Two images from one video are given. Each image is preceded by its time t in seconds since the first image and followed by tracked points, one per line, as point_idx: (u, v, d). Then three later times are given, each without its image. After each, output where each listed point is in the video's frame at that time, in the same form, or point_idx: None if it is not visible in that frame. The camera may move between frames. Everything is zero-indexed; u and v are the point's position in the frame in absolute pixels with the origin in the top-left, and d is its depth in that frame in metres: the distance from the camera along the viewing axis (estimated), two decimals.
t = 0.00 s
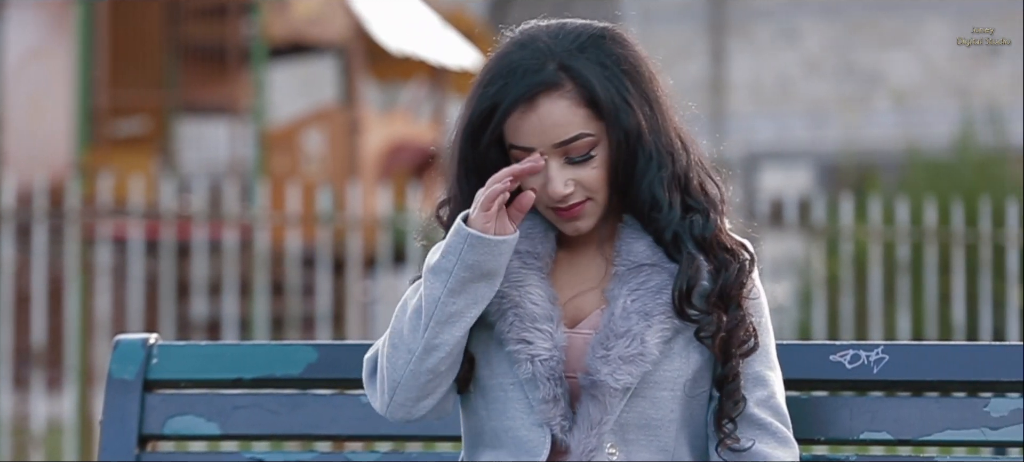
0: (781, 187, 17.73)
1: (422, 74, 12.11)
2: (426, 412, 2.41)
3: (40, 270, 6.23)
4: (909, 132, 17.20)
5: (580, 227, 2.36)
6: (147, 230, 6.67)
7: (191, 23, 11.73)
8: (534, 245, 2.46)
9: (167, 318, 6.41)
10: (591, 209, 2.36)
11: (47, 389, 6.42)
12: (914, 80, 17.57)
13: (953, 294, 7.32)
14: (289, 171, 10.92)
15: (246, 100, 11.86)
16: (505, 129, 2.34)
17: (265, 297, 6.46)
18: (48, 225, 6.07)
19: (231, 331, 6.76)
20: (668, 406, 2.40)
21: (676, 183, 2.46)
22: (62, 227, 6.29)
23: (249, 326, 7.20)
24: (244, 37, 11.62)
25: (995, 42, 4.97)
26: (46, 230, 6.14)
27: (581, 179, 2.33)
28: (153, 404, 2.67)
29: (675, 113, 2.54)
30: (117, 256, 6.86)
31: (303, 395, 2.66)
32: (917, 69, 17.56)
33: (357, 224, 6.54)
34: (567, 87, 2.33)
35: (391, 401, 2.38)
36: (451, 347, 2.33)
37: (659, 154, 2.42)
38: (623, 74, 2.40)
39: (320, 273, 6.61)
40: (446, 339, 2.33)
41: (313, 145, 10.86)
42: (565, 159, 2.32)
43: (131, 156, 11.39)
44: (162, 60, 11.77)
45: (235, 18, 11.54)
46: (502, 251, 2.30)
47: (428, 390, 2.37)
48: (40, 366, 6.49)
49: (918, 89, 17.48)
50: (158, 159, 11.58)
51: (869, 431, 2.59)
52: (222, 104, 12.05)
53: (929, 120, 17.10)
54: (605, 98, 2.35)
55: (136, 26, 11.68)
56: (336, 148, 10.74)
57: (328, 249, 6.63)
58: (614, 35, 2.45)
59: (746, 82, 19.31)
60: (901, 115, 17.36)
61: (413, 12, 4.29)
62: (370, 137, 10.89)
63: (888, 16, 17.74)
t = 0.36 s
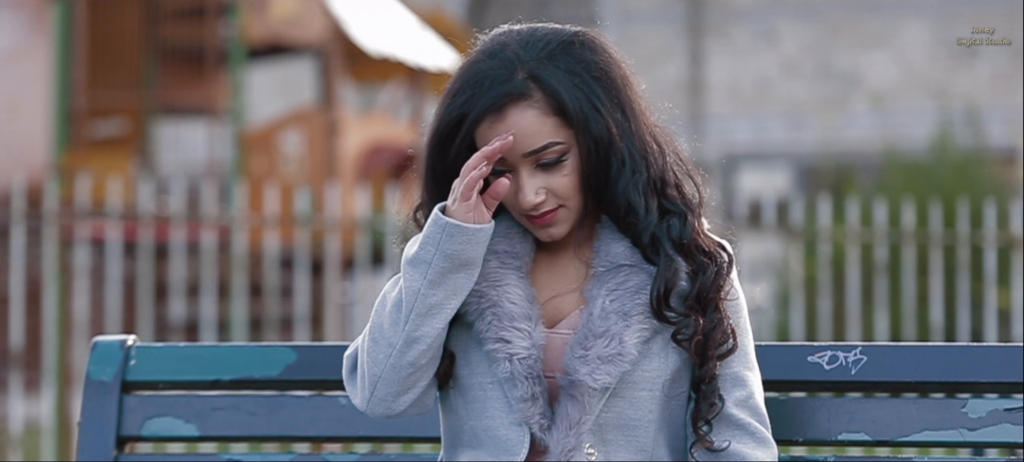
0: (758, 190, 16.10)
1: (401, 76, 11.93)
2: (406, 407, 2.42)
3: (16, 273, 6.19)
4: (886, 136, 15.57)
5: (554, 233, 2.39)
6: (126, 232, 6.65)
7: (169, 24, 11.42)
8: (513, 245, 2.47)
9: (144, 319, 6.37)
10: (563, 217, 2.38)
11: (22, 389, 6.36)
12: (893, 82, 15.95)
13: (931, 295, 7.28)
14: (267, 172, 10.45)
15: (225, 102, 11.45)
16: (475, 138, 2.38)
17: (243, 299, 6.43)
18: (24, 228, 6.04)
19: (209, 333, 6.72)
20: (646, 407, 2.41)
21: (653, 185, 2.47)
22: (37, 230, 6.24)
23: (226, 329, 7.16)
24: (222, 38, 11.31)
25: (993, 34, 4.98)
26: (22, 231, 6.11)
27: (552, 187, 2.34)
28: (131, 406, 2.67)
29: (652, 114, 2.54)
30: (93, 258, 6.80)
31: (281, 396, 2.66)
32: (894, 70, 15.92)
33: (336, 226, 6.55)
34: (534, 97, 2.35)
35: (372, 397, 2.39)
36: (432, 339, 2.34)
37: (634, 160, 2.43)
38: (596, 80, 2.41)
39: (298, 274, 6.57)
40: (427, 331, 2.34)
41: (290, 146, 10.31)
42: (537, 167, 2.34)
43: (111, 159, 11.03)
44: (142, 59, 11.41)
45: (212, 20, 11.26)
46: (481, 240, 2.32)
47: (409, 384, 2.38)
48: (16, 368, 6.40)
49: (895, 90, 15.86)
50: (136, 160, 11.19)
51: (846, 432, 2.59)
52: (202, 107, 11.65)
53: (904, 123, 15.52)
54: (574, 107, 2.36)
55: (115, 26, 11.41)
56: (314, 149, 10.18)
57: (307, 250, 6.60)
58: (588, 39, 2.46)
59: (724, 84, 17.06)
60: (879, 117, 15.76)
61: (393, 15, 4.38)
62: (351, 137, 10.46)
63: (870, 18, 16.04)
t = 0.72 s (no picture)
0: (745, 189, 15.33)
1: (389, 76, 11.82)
2: (395, 407, 2.42)
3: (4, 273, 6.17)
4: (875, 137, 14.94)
5: (541, 238, 2.41)
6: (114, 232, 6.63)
7: (156, 24, 10.92)
8: (500, 246, 2.48)
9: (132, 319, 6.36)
10: (549, 223, 2.40)
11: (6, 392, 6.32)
12: (882, 82, 15.26)
13: (920, 296, 7.38)
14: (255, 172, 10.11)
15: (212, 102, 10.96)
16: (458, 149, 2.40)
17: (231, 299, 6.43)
18: (12, 228, 6.01)
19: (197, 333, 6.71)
20: (635, 406, 2.41)
21: (638, 187, 2.47)
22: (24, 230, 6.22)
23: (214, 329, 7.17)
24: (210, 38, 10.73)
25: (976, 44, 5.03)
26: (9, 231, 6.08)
27: (537, 193, 2.36)
28: (120, 406, 2.67)
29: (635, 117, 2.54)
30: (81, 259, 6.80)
31: (270, 396, 2.66)
32: (882, 71, 15.21)
33: (324, 226, 6.55)
34: (516, 106, 2.35)
35: (361, 396, 2.40)
36: (419, 336, 2.36)
37: (618, 163, 2.44)
38: (577, 87, 2.42)
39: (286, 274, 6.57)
40: (414, 329, 2.36)
41: (278, 145, 10.00)
42: (522, 174, 2.35)
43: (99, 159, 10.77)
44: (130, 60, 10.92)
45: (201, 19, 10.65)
46: (466, 237, 2.35)
47: (397, 383, 2.39)
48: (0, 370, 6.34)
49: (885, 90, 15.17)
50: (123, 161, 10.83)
51: (835, 432, 2.59)
52: (190, 107, 11.09)
53: (894, 122, 14.89)
54: (555, 114, 2.36)
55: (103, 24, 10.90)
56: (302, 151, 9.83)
57: (295, 251, 6.60)
58: (569, 45, 2.46)
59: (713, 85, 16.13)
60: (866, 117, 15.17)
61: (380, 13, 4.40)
62: (339, 139, 10.03)
63: (855, 18, 15.26)
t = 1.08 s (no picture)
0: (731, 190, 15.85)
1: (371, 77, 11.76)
2: (381, 408, 2.44)
3: None
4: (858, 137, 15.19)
5: (527, 241, 2.43)
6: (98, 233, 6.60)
7: (140, 24, 10.85)
8: (482, 249, 2.49)
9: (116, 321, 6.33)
10: (535, 227, 2.42)
11: None
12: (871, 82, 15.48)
13: (905, 298, 7.41)
14: (241, 173, 10.20)
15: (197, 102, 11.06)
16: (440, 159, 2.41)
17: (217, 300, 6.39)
18: None
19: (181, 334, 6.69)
20: (619, 406, 2.42)
21: (622, 188, 2.48)
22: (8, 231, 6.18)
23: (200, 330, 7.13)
24: (194, 39, 10.76)
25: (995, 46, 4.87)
26: None
27: (522, 197, 2.37)
28: (104, 407, 2.67)
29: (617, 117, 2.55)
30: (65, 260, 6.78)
31: (254, 397, 2.65)
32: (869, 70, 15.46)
33: (309, 227, 6.50)
34: (498, 115, 2.37)
35: (345, 398, 2.42)
36: (401, 336, 2.38)
37: (602, 167, 2.45)
38: (559, 93, 2.44)
39: (271, 275, 6.57)
40: (396, 328, 2.38)
41: (266, 147, 10.21)
42: (506, 181, 2.37)
43: (83, 162, 10.76)
44: (113, 58, 10.92)
45: (185, 21, 10.66)
46: (444, 235, 2.38)
47: (382, 384, 2.41)
48: None
49: (874, 89, 15.42)
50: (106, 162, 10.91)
51: (820, 433, 2.60)
52: (174, 108, 11.21)
53: (881, 123, 15.14)
54: (537, 120, 2.38)
55: (86, 24, 10.89)
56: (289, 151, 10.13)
57: (279, 252, 6.58)
58: (549, 49, 2.48)
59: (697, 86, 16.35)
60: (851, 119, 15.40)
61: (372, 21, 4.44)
62: (323, 140, 10.25)
63: (841, 20, 15.58)
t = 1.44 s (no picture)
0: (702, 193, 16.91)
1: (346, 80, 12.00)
2: (353, 411, 2.39)
3: None
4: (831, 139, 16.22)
5: (500, 247, 2.39)
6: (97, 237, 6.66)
7: (114, 28, 11.46)
8: (455, 251, 2.45)
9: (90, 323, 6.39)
10: (507, 231, 2.38)
11: None
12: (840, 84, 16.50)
13: (876, 300, 7.72)
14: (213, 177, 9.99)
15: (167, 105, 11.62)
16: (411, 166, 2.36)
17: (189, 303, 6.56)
18: None
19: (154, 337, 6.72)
20: (592, 408, 2.37)
21: (594, 191, 2.43)
22: None
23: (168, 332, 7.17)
24: (168, 42, 11.59)
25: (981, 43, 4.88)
26: None
27: (494, 204, 2.33)
28: (76, 409, 2.73)
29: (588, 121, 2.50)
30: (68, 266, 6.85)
31: (227, 400, 2.71)
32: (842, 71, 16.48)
33: (282, 229, 6.64)
34: (471, 122, 2.32)
35: (318, 403, 2.36)
36: (371, 335, 2.34)
37: (575, 171, 2.40)
38: (533, 98, 2.38)
39: (244, 277, 6.61)
40: (366, 328, 2.34)
41: (236, 150, 10.03)
42: (478, 186, 2.33)
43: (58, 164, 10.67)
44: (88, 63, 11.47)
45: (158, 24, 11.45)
46: (410, 232, 2.35)
47: (354, 385, 2.36)
48: None
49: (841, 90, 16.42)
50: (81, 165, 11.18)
51: (793, 434, 2.57)
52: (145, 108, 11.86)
53: (854, 124, 16.08)
54: (509, 126, 2.33)
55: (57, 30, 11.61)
56: (262, 153, 10.08)
57: (252, 254, 6.64)
58: (522, 53, 2.42)
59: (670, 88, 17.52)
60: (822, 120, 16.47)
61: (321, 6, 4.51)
62: (295, 142, 10.42)
63: (812, 22, 16.65)
